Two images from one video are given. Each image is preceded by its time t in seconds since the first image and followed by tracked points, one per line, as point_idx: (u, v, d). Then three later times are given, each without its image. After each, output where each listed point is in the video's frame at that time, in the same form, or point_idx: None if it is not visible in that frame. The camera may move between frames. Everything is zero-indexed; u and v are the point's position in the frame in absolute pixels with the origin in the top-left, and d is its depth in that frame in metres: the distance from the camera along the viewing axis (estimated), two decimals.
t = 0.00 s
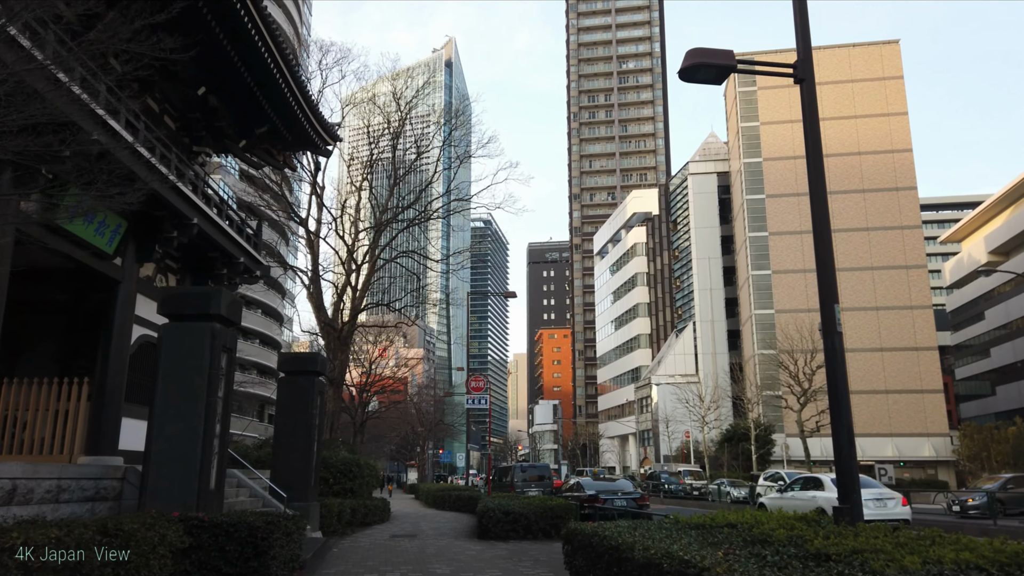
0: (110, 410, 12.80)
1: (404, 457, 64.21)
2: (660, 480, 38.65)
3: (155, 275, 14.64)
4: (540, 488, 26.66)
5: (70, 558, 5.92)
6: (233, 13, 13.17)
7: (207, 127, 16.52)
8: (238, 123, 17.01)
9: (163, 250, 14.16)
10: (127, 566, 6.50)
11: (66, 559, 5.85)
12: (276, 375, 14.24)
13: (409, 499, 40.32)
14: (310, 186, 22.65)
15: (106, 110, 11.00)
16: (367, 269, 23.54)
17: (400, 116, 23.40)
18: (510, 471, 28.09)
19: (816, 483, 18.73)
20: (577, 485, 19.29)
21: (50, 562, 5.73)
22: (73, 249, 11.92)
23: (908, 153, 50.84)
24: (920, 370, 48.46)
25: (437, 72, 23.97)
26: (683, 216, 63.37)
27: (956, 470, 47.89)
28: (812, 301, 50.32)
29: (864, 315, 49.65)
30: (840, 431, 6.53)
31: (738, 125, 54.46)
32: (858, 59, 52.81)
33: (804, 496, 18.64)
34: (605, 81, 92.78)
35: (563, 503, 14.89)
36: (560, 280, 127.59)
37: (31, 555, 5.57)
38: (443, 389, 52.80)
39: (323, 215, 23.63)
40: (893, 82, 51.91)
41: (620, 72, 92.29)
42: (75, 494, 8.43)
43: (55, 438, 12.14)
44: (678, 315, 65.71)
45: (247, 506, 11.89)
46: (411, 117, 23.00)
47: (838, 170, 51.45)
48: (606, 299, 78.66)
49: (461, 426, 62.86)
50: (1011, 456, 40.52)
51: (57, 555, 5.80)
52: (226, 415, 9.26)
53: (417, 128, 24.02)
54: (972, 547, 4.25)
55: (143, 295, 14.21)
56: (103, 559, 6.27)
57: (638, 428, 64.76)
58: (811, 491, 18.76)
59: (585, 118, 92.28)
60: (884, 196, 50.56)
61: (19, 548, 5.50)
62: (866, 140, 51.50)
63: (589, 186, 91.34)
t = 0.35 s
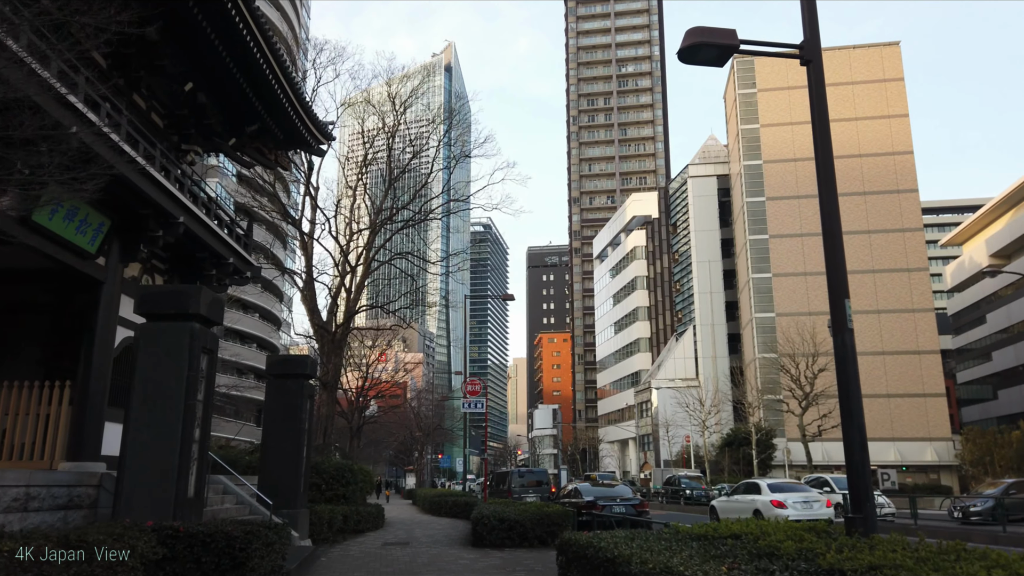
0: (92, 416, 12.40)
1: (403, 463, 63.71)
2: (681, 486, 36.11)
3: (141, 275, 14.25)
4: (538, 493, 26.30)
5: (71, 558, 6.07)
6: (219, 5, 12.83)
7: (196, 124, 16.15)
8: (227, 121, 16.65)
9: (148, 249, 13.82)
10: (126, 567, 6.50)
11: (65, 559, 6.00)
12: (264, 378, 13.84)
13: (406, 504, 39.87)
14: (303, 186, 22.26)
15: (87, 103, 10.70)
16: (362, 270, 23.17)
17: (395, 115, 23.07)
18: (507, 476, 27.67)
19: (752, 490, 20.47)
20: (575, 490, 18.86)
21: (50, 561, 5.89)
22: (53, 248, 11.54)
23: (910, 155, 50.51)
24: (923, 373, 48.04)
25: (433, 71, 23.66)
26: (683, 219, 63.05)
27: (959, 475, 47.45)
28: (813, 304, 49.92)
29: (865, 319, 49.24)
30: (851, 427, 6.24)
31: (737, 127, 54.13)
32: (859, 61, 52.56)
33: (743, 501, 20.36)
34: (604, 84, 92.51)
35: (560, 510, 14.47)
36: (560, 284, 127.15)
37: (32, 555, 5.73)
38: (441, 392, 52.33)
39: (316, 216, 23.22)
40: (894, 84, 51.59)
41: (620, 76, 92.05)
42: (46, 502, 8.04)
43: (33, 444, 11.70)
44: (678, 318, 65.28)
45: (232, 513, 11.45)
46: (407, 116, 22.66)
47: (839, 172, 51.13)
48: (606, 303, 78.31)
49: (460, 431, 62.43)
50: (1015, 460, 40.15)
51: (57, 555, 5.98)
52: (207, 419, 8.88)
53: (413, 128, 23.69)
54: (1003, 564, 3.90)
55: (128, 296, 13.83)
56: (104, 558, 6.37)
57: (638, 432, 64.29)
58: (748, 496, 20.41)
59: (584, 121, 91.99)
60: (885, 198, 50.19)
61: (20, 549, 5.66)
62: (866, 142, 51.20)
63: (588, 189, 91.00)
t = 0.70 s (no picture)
0: (81, 413, 12.01)
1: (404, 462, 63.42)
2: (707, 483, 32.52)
3: (132, 268, 13.92)
4: (539, 493, 25.98)
5: (70, 558, 5.92)
6: None
7: (190, 116, 15.79)
8: (222, 112, 16.30)
9: (139, 241, 13.46)
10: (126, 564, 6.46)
11: (67, 560, 5.87)
12: (258, 373, 13.48)
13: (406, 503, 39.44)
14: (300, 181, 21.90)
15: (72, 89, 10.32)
16: (360, 267, 22.84)
17: (391, 110, 22.79)
18: (507, 475, 27.31)
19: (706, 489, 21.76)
20: (577, 489, 18.52)
21: (50, 562, 5.75)
22: (40, 240, 11.17)
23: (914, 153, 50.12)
24: (927, 373, 47.62)
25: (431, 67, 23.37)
26: (685, 217, 62.74)
27: (964, 475, 47.01)
28: (817, 303, 49.58)
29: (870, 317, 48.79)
30: (872, 422, 6.14)
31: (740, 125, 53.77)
32: (863, 58, 52.21)
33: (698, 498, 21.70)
34: (606, 84, 92.15)
35: (562, 509, 14.10)
36: (562, 284, 126.88)
37: (33, 555, 5.59)
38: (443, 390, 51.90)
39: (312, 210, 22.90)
40: (898, 81, 51.18)
41: (622, 75, 91.71)
42: (23, 499, 7.72)
43: (21, 440, 11.38)
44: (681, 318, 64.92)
45: (223, 511, 11.11)
46: (404, 111, 22.36)
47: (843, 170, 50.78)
48: (608, 302, 77.93)
49: (461, 430, 62.08)
50: (1022, 459, 39.74)
51: (58, 555, 5.83)
52: (193, 414, 8.56)
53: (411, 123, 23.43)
54: None
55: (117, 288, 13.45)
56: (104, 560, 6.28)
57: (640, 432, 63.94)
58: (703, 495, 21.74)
59: (587, 121, 91.67)
60: (890, 196, 49.80)
61: (21, 549, 5.49)
62: (870, 140, 50.82)
63: (590, 189, 90.69)
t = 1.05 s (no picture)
0: (71, 409, 11.69)
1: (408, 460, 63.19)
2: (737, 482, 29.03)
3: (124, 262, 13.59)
4: (543, 491, 25.63)
5: (72, 558, 5.86)
6: None
7: (185, 107, 15.44)
8: (218, 102, 15.95)
9: (131, 235, 13.14)
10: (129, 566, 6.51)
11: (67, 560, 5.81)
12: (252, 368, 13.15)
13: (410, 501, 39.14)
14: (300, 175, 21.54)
15: (57, 76, 9.96)
16: (361, 262, 22.50)
17: (393, 103, 22.43)
18: (510, 473, 26.98)
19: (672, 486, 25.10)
20: (579, 488, 18.19)
21: (50, 562, 5.68)
22: (27, 233, 10.82)
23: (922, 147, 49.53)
24: (935, 370, 47.07)
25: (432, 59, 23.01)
26: (690, 212, 62.23)
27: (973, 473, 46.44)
28: (823, 299, 49.11)
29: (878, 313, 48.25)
30: (895, 422, 5.94)
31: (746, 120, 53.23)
32: (871, 52, 51.70)
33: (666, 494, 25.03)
34: (611, 79, 91.62)
35: (564, 508, 13.74)
36: (567, 281, 126.51)
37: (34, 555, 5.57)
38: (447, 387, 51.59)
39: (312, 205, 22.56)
40: (906, 75, 50.58)
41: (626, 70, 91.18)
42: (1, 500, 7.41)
43: (10, 438, 11.08)
44: (686, 314, 64.48)
45: (215, 512, 10.80)
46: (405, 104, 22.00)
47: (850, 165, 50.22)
48: (613, 299, 77.52)
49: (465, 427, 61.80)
50: None
51: (57, 555, 5.78)
52: (179, 409, 8.24)
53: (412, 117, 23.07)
54: None
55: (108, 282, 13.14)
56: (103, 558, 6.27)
57: (645, 430, 63.51)
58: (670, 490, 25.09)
59: (591, 117, 91.19)
60: (897, 191, 49.24)
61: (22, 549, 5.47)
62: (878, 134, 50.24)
63: (595, 185, 90.27)
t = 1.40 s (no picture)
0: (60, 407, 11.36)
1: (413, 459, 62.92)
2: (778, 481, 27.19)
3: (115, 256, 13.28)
4: (547, 490, 25.26)
5: (71, 558, 5.80)
6: None
7: (179, 98, 15.13)
8: (212, 94, 15.63)
9: (123, 229, 12.82)
10: (128, 568, 6.32)
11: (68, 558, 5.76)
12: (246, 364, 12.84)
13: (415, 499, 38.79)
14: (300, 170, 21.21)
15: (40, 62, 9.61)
16: (362, 258, 22.13)
17: (393, 96, 22.08)
18: (514, 473, 26.65)
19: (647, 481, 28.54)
20: (583, 488, 17.87)
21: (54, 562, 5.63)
22: (13, 225, 10.47)
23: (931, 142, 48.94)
24: (945, 367, 46.50)
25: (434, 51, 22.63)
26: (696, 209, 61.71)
27: (984, 471, 45.87)
28: (831, 296, 48.63)
29: (886, 311, 47.70)
30: (923, 419, 5.81)
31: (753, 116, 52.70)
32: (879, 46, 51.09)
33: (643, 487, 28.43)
34: (616, 76, 91.11)
35: (567, 508, 13.38)
36: (572, 279, 126.05)
37: (34, 555, 5.45)
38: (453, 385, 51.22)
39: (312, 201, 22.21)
40: (915, 69, 49.97)
41: (632, 67, 90.66)
42: None
43: None
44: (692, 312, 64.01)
45: (206, 513, 10.49)
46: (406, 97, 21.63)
47: (858, 160, 49.68)
48: (618, 297, 77.08)
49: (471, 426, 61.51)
50: None
51: (58, 555, 5.71)
52: (164, 406, 7.92)
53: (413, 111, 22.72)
54: None
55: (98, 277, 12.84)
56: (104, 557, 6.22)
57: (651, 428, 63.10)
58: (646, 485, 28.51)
59: (596, 114, 90.73)
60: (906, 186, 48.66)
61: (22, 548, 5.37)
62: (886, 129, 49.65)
63: (600, 183, 89.85)
